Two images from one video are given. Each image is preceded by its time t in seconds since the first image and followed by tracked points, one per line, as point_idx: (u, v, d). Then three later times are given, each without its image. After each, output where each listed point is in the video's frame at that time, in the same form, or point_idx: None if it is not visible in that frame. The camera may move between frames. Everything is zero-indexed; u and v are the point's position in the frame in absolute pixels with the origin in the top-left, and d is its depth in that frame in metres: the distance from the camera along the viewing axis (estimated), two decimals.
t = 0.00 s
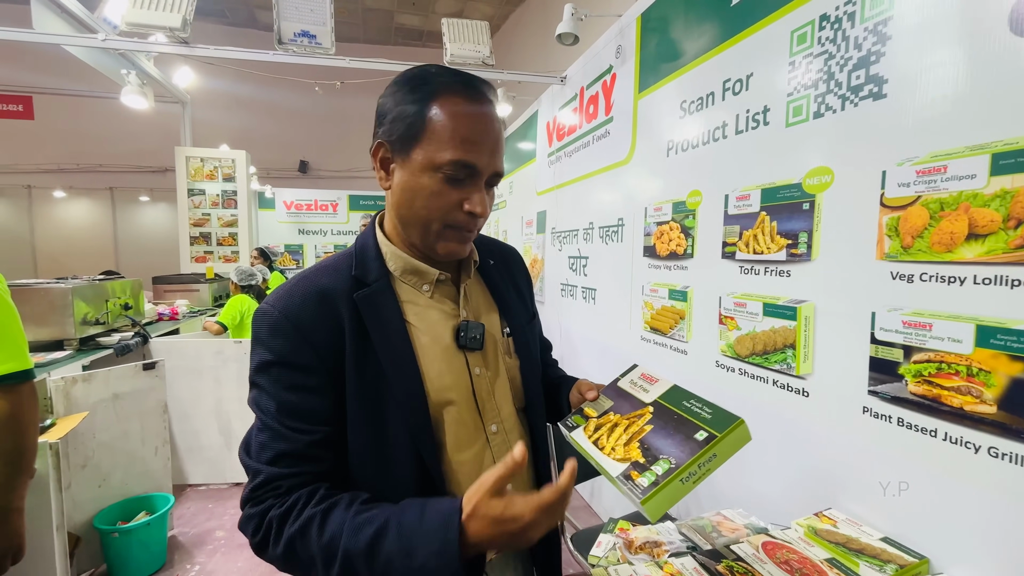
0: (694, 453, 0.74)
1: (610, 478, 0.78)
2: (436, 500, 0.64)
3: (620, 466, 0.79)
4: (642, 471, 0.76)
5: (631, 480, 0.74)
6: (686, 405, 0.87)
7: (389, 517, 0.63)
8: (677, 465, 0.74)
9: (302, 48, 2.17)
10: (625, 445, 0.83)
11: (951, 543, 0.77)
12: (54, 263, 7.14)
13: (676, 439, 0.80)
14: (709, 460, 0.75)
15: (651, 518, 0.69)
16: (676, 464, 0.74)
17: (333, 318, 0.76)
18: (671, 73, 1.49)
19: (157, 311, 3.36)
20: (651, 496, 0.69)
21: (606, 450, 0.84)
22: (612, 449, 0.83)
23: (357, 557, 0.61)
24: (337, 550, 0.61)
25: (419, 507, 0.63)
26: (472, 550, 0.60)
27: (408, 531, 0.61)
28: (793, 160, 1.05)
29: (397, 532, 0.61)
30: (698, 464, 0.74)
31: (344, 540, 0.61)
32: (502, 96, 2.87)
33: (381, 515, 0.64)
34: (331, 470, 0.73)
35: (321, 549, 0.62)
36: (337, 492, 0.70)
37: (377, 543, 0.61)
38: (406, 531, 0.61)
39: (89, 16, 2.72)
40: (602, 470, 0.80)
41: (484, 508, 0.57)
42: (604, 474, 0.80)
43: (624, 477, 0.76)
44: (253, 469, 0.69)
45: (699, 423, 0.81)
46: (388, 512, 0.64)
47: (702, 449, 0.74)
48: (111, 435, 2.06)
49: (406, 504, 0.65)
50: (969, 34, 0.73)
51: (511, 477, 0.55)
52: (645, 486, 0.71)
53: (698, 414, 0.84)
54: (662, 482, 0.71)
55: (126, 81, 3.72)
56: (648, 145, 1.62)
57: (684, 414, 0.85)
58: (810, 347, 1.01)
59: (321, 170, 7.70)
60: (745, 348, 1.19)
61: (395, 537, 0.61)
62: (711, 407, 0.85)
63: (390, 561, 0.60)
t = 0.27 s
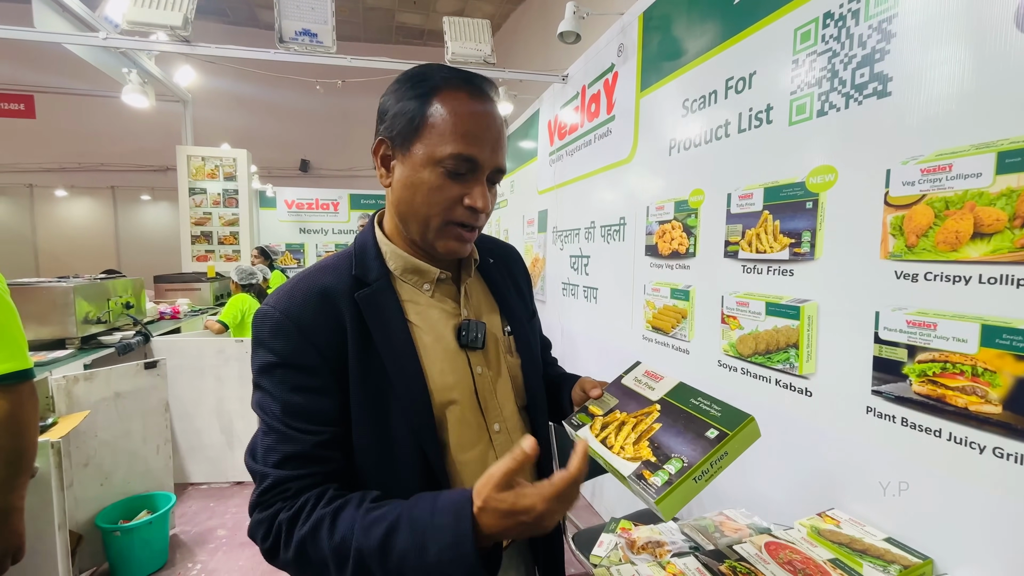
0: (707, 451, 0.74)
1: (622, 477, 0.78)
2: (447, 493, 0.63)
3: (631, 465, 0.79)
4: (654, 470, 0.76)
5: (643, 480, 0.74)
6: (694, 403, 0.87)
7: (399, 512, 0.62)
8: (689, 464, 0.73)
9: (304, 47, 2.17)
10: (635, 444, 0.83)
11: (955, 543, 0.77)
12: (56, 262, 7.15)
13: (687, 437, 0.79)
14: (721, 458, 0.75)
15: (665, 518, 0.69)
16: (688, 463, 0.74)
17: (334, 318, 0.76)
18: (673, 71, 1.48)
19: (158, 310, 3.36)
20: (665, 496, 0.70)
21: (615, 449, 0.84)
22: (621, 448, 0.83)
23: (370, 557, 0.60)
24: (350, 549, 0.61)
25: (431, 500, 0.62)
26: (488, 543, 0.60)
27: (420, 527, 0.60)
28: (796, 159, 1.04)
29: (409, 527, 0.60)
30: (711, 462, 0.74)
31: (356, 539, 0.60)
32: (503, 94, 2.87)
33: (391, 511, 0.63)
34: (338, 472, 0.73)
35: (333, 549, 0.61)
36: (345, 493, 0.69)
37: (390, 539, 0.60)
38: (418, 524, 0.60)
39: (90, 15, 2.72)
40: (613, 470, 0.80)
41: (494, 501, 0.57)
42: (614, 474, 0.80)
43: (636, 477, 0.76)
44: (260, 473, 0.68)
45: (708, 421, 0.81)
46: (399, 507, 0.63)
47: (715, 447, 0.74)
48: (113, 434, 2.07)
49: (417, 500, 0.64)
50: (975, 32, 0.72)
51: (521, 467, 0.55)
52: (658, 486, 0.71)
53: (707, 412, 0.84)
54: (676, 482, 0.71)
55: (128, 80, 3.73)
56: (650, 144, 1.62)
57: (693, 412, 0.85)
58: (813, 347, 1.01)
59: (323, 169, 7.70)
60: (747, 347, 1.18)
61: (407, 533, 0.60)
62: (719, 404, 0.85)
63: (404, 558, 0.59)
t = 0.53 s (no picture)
0: (714, 453, 0.74)
1: (628, 478, 0.78)
2: (449, 482, 0.63)
3: (638, 466, 0.79)
4: (662, 472, 0.76)
5: (651, 482, 0.74)
6: (700, 402, 0.86)
7: (402, 505, 0.62)
8: (697, 466, 0.73)
9: (302, 45, 2.16)
10: (640, 444, 0.83)
11: (955, 542, 0.77)
12: (54, 260, 7.14)
13: (694, 439, 0.79)
14: (727, 460, 0.75)
15: (674, 520, 0.69)
16: (696, 466, 0.73)
17: (331, 317, 0.75)
18: (673, 70, 1.48)
19: (157, 309, 3.36)
20: (674, 499, 0.69)
21: (620, 449, 0.84)
22: (626, 448, 0.83)
23: (375, 550, 0.60)
24: (353, 545, 0.61)
25: (433, 491, 0.62)
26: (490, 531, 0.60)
27: (422, 517, 0.60)
28: (796, 157, 1.04)
29: (412, 520, 0.60)
30: (718, 464, 0.73)
31: (360, 533, 0.60)
32: (503, 93, 2.86)
33: (395, 503, 0.63)
34: (339, 470, 0.72)
35: (337, 546, 0.61)
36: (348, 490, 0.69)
37: (394, 532, 0.60)
38: (421, 516, 0.60)
39: (88, 12, 2.71)
40: (620, 471, 0.80)
41: (495, 489, 0.57)
42: (621, 475, 0.80)
43: (643, 479, 0.76)
44: (261, 475, 0.68)
45: (714, 421, 0.81)
46: (402, 500, 0.63)
47: (722, 449, 0.74)
48: (111, 433, 2.06)
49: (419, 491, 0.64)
50: (975, 29, 0.72)
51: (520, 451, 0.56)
52: (667, 488, 0.71)
53: (712, 411, 0.83)
54: (683, 484, 0.71)
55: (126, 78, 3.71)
56: (650, 143, 1.62)
57: (698, 412, 0.84)
58: (813, 345, 1.01)
59: (322, 168, 7.69)
60: (747, 346, 1.18)
61: (411, 524, 0.60)
62: (725, 405, 0.84)
63: (409, 550, 0.59)
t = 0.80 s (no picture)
0: (720, 457, 0.74)
1: (629, 482, 0.78)
2: (440, 475, 0.62)
3: (639, 469, 0.78)
4: (664, 475, 0.75)
5: (653, 485, 0.74)
6: (704, 404, 0.86)
7: (393, 502, 0.61)
8: (701, 470, 0.73)
9: (303, 45, 2.16)
10: (642, 447, 0.82)
11: (960, 544, 0.76)
12: (56, 261, 7.15)
13: (698, 442, 0.79)
14: (733, 464, 0.75)
15: (675, 525, 0.69)
16: (700, 470, 0.73)
17: (330, 316, 0.75)
18: (675, 69, 1.47)
19: (158, 309, 3.36)
20: (677, 503, 0.69)
21: (622, 451, 0.83)
22: (628, 451, 0.83)
23: (367, 552, 0.58)
24: (345, 547, 0.59)
25: (423, 486, 0.61)
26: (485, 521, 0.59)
27: (414, 513, 0.59)
28: (799, 157, 1.03)
29: (404, 515, 0.59)
30: (723, 469, 0.73)
31: (351, 534, 0.59)
32: (504, 93, 2.86)
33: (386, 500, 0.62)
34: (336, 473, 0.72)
35: (328, 548, 0.59)
36: (342, 492, 0.68)
37: (386, 530, 0.59)
38: (413, 510, 0.59)
39: (90, 12, 2.71)
40: (619, 473, 0.80)
41: (491, 476, 0.56)
42: (621, 477, 0.79)
43: (645, 482, 0.75)
44: (256, 477, 0.67)
45: (720, 425, 0.80)
46: (393, 498, 0.62)
47: (727, 454, 0.74)
48: (113, 433, 2.06)
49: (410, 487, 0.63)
50: (979, 27, 0.72)
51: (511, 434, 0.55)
52: (670, 492, 0.71)
53: (718, 414, 0.83)
54: (687, 489, 0.70)
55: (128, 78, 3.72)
56: (651, 143, 1.61)
57: (703, 414, 0.84)
58: (816, 346, 1.00)
59: (323, 169, 7.71)
60: (749, 346, 1.17)
61: (402, 520, 0.59)
62: (730, 407, 0.85)
63: (400, 549, 0.58)
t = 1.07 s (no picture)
0: (719, 459, 0.73)
1: (628, 485, 0.77)
2: (440, 537, 0.63)
3: (637, 473, 0.77)
4: (662, 479, 0.74)
5: (650, 489, 0.73)
6: (705, 407, 0.86)
7: (390, 551, 0.61)
8: (700, 473, 0.72)
9: (307, 49, 2.17)
10: (641, 450, 0.82)
11: (966, 549, 0.76)
12: (62, 263, 7.20)
13: (697, 444, 0.78)
14: (733, 467, 0.74)
15: (673, 529, 0.68)
16: (699, 472, 0.72)
17: (331, 321, 0.75)
18: (677, 72, 1.47)
19: (162, 312, 3.38)
20: (675, 507, 0.68)
21: (620, 455, 0.83)
22: (626, 455, 0.82)
23: None
24: None
25: (421, 545, 0.62)
26: None
27: (409, 570, 0.60)
28: (802, 160, 1.03)
29: (398, 569, 0.60)
30: (723, 471, 0.72)
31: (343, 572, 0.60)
32: (507, 96, 2.87)
33: (383, 546, 0.62)
34: (335, 480, 0.72)
35: None
36: (341, 512, 0.68)
37: None
38: (407, 572, 0.60)
39: (96, 17, 2.73)
40: (617, 476, 0.79)
41: None
42: (620, 481, 0.78)
43: (643, 486, 0.74)
44: (254, 483, 0.69)
45: (720, 427, 0.80)
46: (389, 545, 0.62)
47: (726, 456, 0.73)
48: (117, 435, 2.07)
49: (408, 538, 0.64)
50: (982, 30, 0.72)
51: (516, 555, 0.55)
52: (667, 496, 0.70)
53: (719, 417, 0.83)
54: (685, 492, 0.70)
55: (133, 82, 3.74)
56: (654, 146, 1.61)
57: (703, 417, 0.84)
58: (820, 349, 0.99)
59: (326, 171, 7.74)
60: (753, 349, 1.17)
61: None
62: (731, 409, 0.84)
63: None
